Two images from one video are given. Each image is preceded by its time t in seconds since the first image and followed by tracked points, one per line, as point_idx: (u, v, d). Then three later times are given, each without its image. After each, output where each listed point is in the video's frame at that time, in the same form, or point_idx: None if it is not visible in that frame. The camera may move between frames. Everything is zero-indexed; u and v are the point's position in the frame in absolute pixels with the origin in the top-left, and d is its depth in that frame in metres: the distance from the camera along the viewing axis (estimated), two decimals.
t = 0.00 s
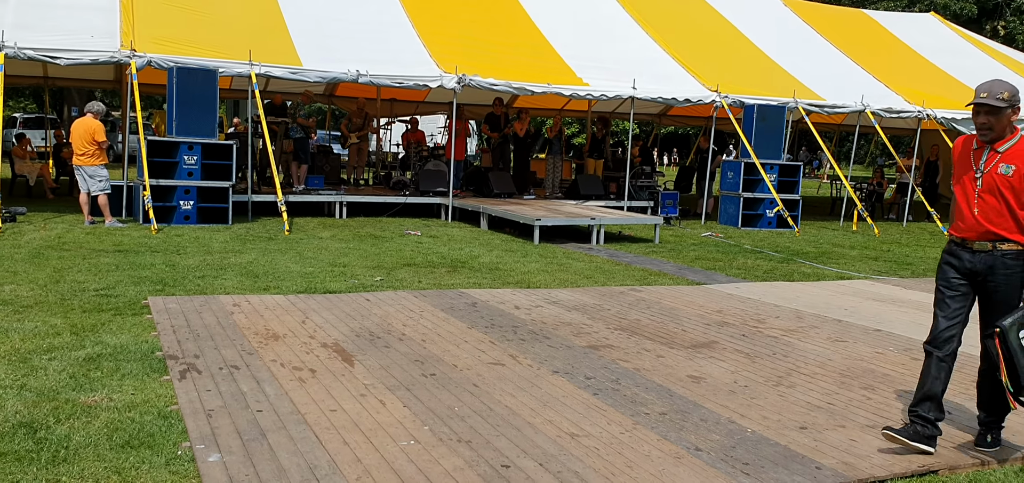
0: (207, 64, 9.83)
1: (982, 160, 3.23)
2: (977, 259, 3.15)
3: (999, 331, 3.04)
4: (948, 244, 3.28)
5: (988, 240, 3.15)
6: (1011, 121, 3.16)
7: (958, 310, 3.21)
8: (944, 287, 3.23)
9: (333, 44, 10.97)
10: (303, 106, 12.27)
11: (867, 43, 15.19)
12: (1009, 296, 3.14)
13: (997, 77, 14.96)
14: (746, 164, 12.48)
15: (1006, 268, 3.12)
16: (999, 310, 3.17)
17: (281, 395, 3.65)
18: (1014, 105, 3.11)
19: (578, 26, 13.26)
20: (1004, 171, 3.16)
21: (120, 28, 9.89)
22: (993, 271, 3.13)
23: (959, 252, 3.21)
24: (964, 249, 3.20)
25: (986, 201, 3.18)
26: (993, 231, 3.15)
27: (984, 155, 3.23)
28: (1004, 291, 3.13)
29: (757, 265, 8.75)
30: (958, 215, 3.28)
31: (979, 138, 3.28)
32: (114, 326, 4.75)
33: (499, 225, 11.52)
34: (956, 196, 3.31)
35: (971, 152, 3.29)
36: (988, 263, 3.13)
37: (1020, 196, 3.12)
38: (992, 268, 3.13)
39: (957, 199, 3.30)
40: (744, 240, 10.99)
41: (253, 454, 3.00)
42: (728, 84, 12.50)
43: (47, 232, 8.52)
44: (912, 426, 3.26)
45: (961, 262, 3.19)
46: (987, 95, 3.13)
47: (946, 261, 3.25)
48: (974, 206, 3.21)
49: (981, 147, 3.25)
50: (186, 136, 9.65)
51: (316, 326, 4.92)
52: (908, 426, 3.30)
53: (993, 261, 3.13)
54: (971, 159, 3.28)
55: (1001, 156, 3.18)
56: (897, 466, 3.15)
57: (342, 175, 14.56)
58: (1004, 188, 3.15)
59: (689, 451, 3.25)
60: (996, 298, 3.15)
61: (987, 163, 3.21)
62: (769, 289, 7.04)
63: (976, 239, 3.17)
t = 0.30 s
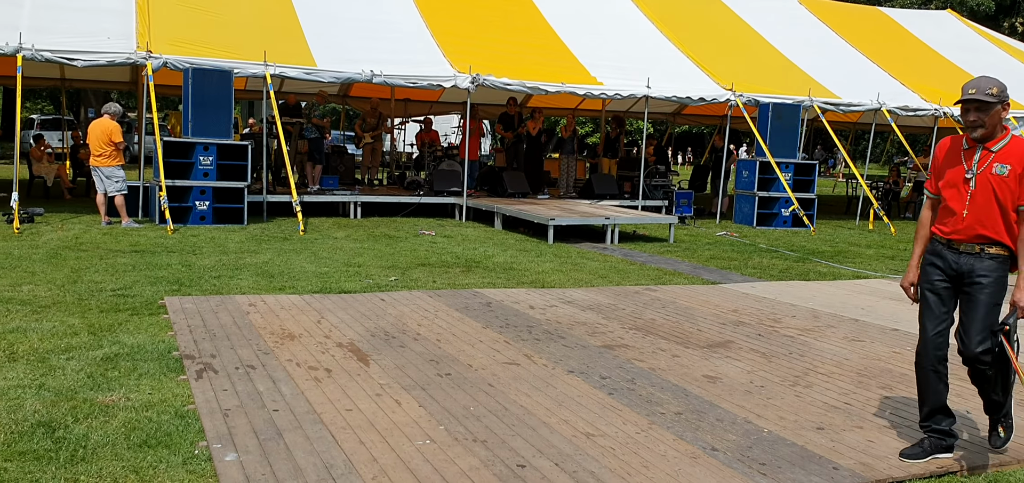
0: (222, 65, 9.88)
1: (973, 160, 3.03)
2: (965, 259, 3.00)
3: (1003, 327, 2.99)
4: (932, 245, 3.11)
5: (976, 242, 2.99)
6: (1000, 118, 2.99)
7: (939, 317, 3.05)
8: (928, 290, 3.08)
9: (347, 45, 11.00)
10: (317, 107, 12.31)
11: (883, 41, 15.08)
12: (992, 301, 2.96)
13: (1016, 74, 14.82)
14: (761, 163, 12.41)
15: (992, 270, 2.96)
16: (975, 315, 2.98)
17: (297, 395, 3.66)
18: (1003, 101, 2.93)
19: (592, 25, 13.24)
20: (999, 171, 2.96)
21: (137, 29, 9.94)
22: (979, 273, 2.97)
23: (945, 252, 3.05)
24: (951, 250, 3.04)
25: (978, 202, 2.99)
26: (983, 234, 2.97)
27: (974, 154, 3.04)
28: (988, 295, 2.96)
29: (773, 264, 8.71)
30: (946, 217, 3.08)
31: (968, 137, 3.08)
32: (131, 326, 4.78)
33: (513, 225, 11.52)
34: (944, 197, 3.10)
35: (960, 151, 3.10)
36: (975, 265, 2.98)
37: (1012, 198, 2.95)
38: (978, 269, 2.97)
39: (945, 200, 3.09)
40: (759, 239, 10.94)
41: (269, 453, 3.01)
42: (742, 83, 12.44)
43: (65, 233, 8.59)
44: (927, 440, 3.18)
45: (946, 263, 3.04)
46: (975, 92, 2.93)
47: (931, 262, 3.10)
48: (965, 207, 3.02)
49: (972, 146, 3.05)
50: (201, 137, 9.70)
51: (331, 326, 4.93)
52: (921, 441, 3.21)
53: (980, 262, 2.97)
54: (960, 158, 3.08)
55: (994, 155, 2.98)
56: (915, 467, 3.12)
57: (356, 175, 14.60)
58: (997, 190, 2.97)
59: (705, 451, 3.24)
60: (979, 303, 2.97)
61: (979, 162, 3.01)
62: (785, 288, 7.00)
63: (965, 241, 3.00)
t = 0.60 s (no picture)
0: (232, 68, 9.92)
1: (965, 163, 2.95)
2: (954, 266, 2.91)
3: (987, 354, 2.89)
4: (919, 253, 3.04)
5: (964, 248, 2.90)
6: (995, 122, 2.89)
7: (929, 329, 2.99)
8: (918, 301, 3.01)
9: (356, 47, 11.03)
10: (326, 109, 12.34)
11: (893, 42, 15.03)
12: (983, 309, 2.87)
13: None
14: (770, 165, 12.35)
15: (982, 276, 2.87)
16: (963, 324, 2.89)
17: (306, 397, 3.67)
18: (1000, 103, 2.83)
19: (601, 27, 13.24)
20: (992, 175, 2.88)
21: (147, 32, 9.99)
22: (969, 280, 2.88)
23: (933, 260, 2.97)
24: (939, 257, 2.95)
25: (967, 207, 2.91)
26: (972, 240, 2.89)
27: (966, 157, 2.95)
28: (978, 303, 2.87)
29: (782, 266, 8.68)
30: (932, 221, 3.00)
31: (960, 140, 3.00)
32: (142, 328, 4.80)
33: (521, 227, 11.52)
34: (931, 199, 3.02)
35: (951, 153, 3.01)
36: (964, 271, 2.89)
37: (1003, 204, 2.87)
38: (968, 276, 2.88)
39: (932, 203, 3.01)
40: (768, 241, 10.90)
41: (279, 456, 3.02)
42: (751, 85, 12.41)
43: (75, 235, 8.64)
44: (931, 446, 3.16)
45: (934, 271, 2.95)
46: (970, 91, 2.82)
47: (919, 271, 3.02)
48: (954, 211, 2.93)
49: (964, 149, 2.97)
50: (211, 139, 9.74)
51: (340, 328, 4.94)
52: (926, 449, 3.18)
53: (969, 268, 2.88)
54: (951, 160, 3.00)
55: (988, 159, 2.90)
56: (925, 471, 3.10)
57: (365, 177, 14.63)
58: (988, 195, 2.89)
59: (715, 454, 3.23)
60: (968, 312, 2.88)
61: (972, 165, 2.93)
62: (794, 291, 6.99)
63: (951, 246, 2.92)
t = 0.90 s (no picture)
0: (236, 73, 9.96)
1: (952, 177, 2.76)
2: (942, 288, 2.73)
3: (983, 394, 2.84)
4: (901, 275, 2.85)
5: (952, 268, 2.72)
6: (985, 134, 2.75)
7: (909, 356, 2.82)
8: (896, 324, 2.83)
9: (359, 52, 11.06)
10: (330, 113, 12.38)
11: (896, 46, 15.04)
12: (971, 334, 2.71)
13: None
14: (773, 169, 12.34)
15: (971, 299, 2.70)
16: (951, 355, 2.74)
17: (311, 401, 3.68)
18: (996, 115, 2.69)
19: (604, 31, 13.27)
20: (979, 192, 2.72)
21: (151, 37, 10.02)
22: (957, 304, 2.71)
23: (918, 282, 2.78)
24: (924, 279, 2.77)
25: (955, 225, 2.73)
26: (960, 259, 2.71)
27: (952, 171, 2.77)
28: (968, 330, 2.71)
29: (786, 270, 8.69)
30: (916, 238, 2.81)
31: (945, 151, 2.81)
32: (147, 332, 4.82)
33: (525, 231, 11.54)
34: (914, 215, 2.82)
35: (936, 166, 2.82)
36: (952, 294, 2.72)
37: (989, 222, 2.73)
38: (956, 300, 2.71)
39: (916, 219, 2.81)
40: (772, 245, 10.90)
41: (284, 459, 3.03)
42: (754, 89, 12.43)
43: (80, 240, 8.67)
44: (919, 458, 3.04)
45: (919, 295, 2.77)
46: (971, 94, 2.67)
47: (901, 292, 2.84)
48: (941, 229, 2.75)
49: (950, 161, 2.78)
50: (215, 144, 9.77)
51: (345, 332, 4.95)
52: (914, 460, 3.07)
53: (958, 291, 2.71)
54: (936, 173, 2.80)
55: (976, 175, 2.73)
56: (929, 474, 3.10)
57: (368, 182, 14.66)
58: (975, 212, 2.73)
59: (719, 457, 3.23)
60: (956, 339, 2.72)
61: (959, 180, 2.75)
62: (798, 294, 6.99)
63: (937, 266, 2.74)
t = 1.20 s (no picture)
0: (241, 77, 10.00)
1: (934, 178, 2.72)
2: (930, 294, 2.68)
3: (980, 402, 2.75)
4: (887, 278, 2.81)
5: (939, 273, 2.68)
6: (968, 130, 2.69)
7: (896, 360, 2.71)
8: (884, 326, 2.74)
9: (364, 56, 11.09)
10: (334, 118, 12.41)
11: (900, 49, 15.03)
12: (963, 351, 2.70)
13: None
14: (778, 172, 12.33)
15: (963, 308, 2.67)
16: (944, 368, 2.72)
17: (314, 404, 3.68)
18: (977, 110, 2.64)
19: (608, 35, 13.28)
20: (963, 192, 2.67)
21: (156, 41, 10.05)
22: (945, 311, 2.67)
23: (904, 287, 2.74)
24: (911, 284, 2.73)
25: (937, 228, 2.69)
26: (944, 264, 2.68)
27: (935, 172, 2.73)
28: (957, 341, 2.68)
29: (790, 273, 8.68)
30: (901, 242, 2.79)
31: (929, 151, 2.78)
32: (151, 336, 4.82)
33: (529, 235, 11.55)
34: (898, 218, 2.80)
35: (919, 168, 2.78)
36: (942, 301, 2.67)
37: (977, 224, 2.66)
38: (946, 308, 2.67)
39: (900, 223, 2.79)
40: (776, 248, 10.89)
41: (288, 462, 3.03)
42: (758, 92, 12.42)
43: (85, 244, 8.70)
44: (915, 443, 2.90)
45: (905, 299, 2.73)
46: (950, 89, 2.62)
47: (886, 296, 2.78)
48: (925, 233, 2.72)
49: (932, 162, 2.75)
50: (220, 148, 9.78)
51: (349, 336, 4.96)
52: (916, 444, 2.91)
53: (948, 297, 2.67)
54: (918, 174, 2.77)
55: (959, 175, 2.69)
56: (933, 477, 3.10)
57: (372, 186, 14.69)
58: (960, 213, 2.67)
59: (723, 460, 3.23)
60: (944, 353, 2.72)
61: (941, 182, 2.71)
62: (802, 298, 6.99)
63: (924, 272, 2.71)
